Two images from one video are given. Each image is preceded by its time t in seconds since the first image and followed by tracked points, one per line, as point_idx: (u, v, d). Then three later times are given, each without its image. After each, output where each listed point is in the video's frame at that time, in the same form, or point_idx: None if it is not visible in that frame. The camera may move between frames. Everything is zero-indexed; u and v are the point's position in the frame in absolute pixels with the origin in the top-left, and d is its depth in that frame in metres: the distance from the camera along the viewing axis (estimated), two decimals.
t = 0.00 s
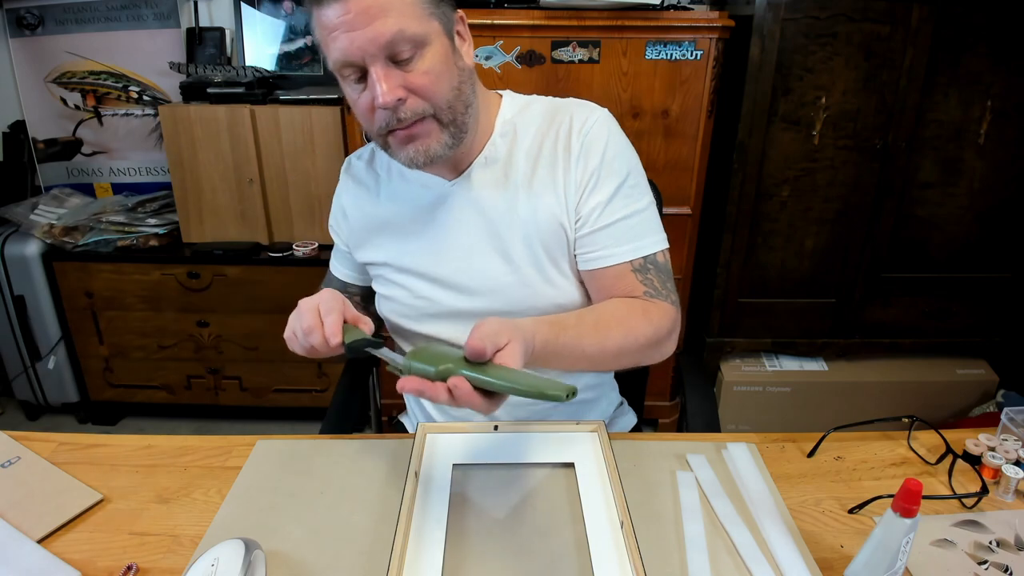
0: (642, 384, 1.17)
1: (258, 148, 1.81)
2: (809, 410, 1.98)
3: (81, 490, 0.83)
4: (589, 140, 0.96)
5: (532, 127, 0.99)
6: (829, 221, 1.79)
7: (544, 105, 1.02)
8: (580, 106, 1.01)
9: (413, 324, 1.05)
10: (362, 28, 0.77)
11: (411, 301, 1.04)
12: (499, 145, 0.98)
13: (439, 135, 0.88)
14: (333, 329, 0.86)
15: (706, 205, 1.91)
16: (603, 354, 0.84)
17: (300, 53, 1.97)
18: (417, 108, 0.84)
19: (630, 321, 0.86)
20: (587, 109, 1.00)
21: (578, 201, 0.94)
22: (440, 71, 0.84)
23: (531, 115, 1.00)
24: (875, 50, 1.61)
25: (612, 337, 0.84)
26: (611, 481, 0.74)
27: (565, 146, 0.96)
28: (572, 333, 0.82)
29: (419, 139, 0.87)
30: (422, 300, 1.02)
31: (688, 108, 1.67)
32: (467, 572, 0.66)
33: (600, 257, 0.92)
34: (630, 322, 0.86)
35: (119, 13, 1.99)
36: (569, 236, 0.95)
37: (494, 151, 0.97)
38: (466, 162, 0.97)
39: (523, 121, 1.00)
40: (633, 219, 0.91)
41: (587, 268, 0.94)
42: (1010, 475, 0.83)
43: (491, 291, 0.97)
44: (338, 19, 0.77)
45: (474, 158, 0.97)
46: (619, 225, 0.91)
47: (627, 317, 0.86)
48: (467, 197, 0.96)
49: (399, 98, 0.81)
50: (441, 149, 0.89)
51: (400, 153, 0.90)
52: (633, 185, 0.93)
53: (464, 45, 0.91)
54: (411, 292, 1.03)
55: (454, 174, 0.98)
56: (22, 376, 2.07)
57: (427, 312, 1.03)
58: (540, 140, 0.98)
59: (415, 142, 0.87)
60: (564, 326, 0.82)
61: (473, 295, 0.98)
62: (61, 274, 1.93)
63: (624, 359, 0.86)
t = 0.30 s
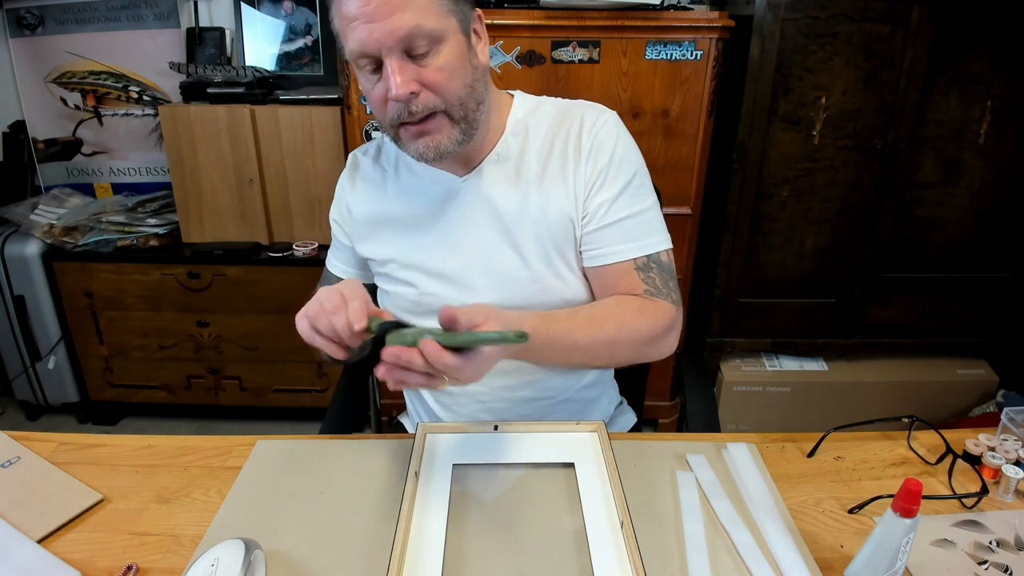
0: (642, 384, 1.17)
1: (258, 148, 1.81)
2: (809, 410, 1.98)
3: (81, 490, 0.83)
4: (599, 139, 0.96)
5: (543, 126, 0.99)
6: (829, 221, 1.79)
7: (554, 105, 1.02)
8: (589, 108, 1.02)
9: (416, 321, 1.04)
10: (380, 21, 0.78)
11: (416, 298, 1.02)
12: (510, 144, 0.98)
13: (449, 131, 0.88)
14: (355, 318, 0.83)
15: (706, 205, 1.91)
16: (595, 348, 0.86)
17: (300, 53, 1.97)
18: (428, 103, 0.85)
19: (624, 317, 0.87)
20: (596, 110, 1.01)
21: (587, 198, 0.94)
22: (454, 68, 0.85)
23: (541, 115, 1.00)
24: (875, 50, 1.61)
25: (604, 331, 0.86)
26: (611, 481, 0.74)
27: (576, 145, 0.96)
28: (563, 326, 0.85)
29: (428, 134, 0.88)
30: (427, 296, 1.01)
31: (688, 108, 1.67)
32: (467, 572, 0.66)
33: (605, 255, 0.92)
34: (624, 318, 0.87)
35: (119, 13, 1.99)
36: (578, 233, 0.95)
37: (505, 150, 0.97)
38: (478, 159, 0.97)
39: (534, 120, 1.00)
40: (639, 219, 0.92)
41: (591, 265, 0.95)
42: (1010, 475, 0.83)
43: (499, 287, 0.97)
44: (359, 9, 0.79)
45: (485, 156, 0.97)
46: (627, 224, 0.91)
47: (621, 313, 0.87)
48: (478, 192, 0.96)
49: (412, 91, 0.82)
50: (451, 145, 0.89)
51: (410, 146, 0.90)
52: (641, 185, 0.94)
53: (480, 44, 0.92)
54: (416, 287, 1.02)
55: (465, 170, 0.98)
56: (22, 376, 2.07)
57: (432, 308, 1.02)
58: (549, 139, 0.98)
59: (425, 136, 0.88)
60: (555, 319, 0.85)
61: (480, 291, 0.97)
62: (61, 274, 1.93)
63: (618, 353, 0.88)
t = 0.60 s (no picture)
0: (642, 384, 1.17)
1: (258, 148, 1.81)
2: (809, 410, 1.98)
3: (81, 490, 0.83)
4: (606, 139, 0.97)
5: (550, 126, 1.00)
6: (829, 220, 1.79)
7: (562, 105, 1.03)
8: (595, 108, 1.02)
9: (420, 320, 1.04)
10: (393, 18, 0.79)
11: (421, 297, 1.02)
12: (519, 144, 0.98)
13: (456, 130, 0.88)
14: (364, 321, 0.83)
15: (706, 205, 1.92)
16: (590, 346, 0.88)
17: (300, 53, 1.97)
18: (437, 101, 0.85)
19: (620, 316, 0.88)
20: (603, 111, 1.02)
21: (594, 198, 0.95)
22: (464, 67, 0.85)
23: (549, 114, 1.01)
24: (875, 50, 1.61)
25: (599, 330, 0.88)
26: (611, 480, 0.74)
27: (584, 145, 0.97)
28: (558, 324, 0.87)
29: (436, 131, 0.88)
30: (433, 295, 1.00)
31: (688, 108, 1.67)
32: (467, 572, 0.66)
33: (611, 255, 0.93)
34: (621, 317, 0.88)
35: (119, 13, 1.99)
36: (584, 233, 0.96)
37: (513, 150, 0.97)
38: (486, 158, 0.98)
39: (542, 120, 1.00)
40: (644, 219, 0.92)
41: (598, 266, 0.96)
42: (1010, 475, 0.83)
43: (506, 286, 0.97)
44: (371, 6, 0.79)
45: (494, 156, 0.98)
46: (633, 224, 0.92)
47: (618, 311, 0.89)
48: (487, 191, 0.96)
49: (421, 90, 0.83)
50: (458, 145, 0.90)
51: (418, 143, 0.90)
52: (646, 186, 0.95)
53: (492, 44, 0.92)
54: (421, 286, 1.01)
55: (475, 169, 0.98)
56: (22, 376, 2.07)
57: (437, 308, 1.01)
58: (556, 138, 0.99)
59: (433, 134, 0.88)
60: (549, 316, 0.88)
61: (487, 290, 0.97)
62: (61, 274, 1.93)
63: (614, 351, 0.90)
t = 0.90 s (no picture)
0: (643, 384, 1.18)
1: (258, 148, 1.81)
2: (809, 410, 1.98)
3: (81, 490, 0.83)
4: (610, 140, 0.97)
5: (555, 126, 1.00)
6: (829, 220, 1.79)
7: (567, 106, 1.03)
8: (600, 109, 1.02)
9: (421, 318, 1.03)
10: (398, 16, 0.79)
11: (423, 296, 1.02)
12: (523, 143, 0.98)
13: (455, 131, 0.89)
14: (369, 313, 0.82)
15: (706, 205, 1.92)
16: (590, 340, 0.87)
17: (300, 53, 1.97)
18: (436, 101, 0.85)
19: (620, 313, 0.88)
20: (608, 111, 1.02)
21: (597, 198, 0.95)
22: (466, 69, 0.85)
23: (554, 115, 1.01)
24: (875, 50, 1.61)
25: (599, 325, 0.87)
26: (610, 480, 0.74)
27: (588, 146, 0.97)
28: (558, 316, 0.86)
29: (434, 131, 0.88)
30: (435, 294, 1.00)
31: (688, 108, 1.67)
32: (466, 572, 0.66)
33: (614, 256, 0.93)
34: (622, 314, 0.88)
35: (119, 13, 1.99)
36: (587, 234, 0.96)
37: (517, 150, 0.97)
38: (490, 159, 0.98)
39: (547, 120, 1.00)
40: (648, 220, 0.92)
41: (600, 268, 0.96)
42: (1010, 475, 0.83)
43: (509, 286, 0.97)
44: (378, 2, 0.79)
45: (498, 156, 0.98)
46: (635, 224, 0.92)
47: (619, 309, 0.88)
48: (491, 191, 0.96)
49: (421, 88, 0.83)
50: (456, 146, 0.90)
51: (416, 141, 0.90)
52: (650, 187, 0.94)
53: (500, 48, 0.92)
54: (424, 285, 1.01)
55: (479, 170, 0.98)
56: (22, 376, 2.07)
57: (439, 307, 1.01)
58: (561, 139, 0.99)
59: (431, 134, 0.88)
60: (554, 308, 0.86)
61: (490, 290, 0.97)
62: (60, 273, 1.93)
63: (614, 348, 0.89)
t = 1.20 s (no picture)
0: (643, 385, 1.18)
1: (258, 147, 1.81)
2: (809, 410, 1.98)
3: (81, 490, 0.83)
4: (611, 139, 0.97)
5: (557, 126, 1.00)
6: (829, 220, 1.79)
7: (569, 105, 1.03)
8: (602, 108, 1.02)
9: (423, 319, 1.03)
10: (399, 12, 0.80)
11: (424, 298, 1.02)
12: (525, 144, 0.98)
13: (449, 131, 0.89)
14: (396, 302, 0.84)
15: (706, 205, 1.92)
16: (590, 346, 0.89)
17: (300, 53, 1.97)
18: (432, 100, 0.85)
19: (621, 318, 0.89)
20: (610, 110, 1.01)
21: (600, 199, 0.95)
22: (465, 71, 0.85)
23: (556, 114, 1.01)
24: (875, 50, 1.61)
25: (599, 331, 0.88)
26: (610, 480, 0.74)
27: (591, 146, 0.97)
28: (559, 324, 0.88)
29: (429, 129, 0.88)
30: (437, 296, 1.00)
31: (688, 108, 1.67)
32: (467, 572, 0.66)
33: (616, 258, 0.93)
34: (622, 319, 0.89)
35: (119, 13, 1.99)
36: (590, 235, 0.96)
37: (519, 151, 0.98)
38: (493, 160, 0.98)
39: (549, 121, 1.00)
40: (651, 220, 0.92)
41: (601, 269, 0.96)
42: (1010, 475, 0.83)
43: (511, 287, 0.97)
44: None
45: (500, 158, 0.98)
46: (636, 225, 0.92)
47: (620, 313, 0.89)
48: (493, 192, 0.96)
49: (417, 86, 0.83)
50: (451, 146, 0.90)
51: (411, 139, 0.91)
52: (653, 186, 0.94)
53: (504, 52, 0.92)
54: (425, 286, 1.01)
55: (481, 171, 0.98)
56: (22, 376, 2.07)
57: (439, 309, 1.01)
58: (563, 139, 0.99)
59: (426, 132, 0.89)
60: (553, 316, 0.89)
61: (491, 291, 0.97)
62: (60, 274, 1.93)
63: (616, 353, 0.90)
